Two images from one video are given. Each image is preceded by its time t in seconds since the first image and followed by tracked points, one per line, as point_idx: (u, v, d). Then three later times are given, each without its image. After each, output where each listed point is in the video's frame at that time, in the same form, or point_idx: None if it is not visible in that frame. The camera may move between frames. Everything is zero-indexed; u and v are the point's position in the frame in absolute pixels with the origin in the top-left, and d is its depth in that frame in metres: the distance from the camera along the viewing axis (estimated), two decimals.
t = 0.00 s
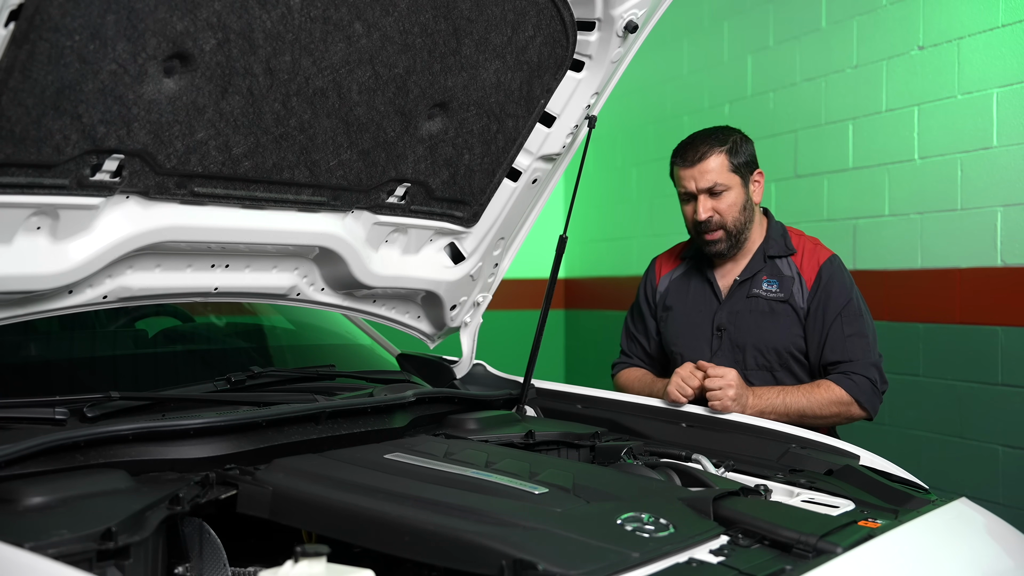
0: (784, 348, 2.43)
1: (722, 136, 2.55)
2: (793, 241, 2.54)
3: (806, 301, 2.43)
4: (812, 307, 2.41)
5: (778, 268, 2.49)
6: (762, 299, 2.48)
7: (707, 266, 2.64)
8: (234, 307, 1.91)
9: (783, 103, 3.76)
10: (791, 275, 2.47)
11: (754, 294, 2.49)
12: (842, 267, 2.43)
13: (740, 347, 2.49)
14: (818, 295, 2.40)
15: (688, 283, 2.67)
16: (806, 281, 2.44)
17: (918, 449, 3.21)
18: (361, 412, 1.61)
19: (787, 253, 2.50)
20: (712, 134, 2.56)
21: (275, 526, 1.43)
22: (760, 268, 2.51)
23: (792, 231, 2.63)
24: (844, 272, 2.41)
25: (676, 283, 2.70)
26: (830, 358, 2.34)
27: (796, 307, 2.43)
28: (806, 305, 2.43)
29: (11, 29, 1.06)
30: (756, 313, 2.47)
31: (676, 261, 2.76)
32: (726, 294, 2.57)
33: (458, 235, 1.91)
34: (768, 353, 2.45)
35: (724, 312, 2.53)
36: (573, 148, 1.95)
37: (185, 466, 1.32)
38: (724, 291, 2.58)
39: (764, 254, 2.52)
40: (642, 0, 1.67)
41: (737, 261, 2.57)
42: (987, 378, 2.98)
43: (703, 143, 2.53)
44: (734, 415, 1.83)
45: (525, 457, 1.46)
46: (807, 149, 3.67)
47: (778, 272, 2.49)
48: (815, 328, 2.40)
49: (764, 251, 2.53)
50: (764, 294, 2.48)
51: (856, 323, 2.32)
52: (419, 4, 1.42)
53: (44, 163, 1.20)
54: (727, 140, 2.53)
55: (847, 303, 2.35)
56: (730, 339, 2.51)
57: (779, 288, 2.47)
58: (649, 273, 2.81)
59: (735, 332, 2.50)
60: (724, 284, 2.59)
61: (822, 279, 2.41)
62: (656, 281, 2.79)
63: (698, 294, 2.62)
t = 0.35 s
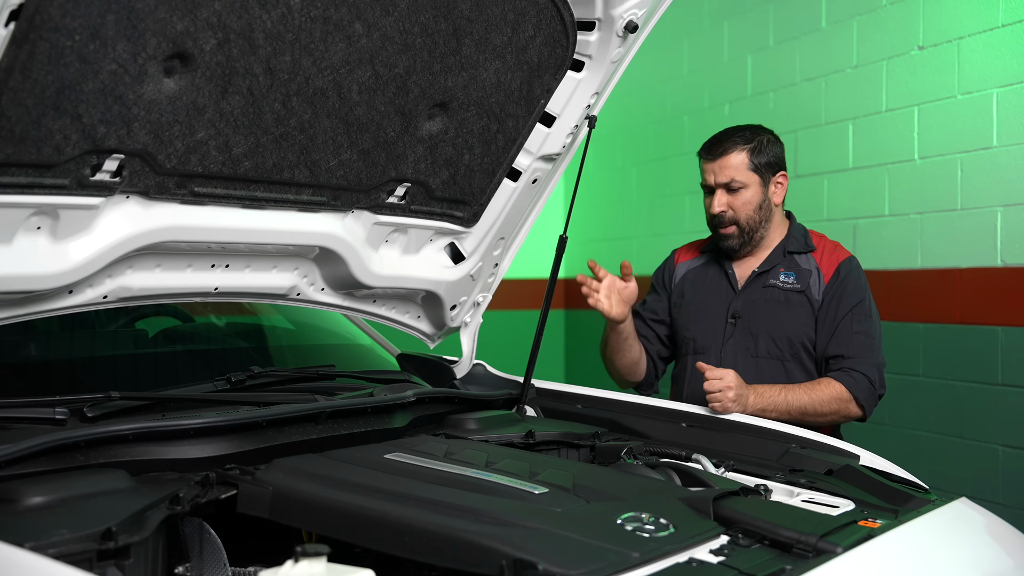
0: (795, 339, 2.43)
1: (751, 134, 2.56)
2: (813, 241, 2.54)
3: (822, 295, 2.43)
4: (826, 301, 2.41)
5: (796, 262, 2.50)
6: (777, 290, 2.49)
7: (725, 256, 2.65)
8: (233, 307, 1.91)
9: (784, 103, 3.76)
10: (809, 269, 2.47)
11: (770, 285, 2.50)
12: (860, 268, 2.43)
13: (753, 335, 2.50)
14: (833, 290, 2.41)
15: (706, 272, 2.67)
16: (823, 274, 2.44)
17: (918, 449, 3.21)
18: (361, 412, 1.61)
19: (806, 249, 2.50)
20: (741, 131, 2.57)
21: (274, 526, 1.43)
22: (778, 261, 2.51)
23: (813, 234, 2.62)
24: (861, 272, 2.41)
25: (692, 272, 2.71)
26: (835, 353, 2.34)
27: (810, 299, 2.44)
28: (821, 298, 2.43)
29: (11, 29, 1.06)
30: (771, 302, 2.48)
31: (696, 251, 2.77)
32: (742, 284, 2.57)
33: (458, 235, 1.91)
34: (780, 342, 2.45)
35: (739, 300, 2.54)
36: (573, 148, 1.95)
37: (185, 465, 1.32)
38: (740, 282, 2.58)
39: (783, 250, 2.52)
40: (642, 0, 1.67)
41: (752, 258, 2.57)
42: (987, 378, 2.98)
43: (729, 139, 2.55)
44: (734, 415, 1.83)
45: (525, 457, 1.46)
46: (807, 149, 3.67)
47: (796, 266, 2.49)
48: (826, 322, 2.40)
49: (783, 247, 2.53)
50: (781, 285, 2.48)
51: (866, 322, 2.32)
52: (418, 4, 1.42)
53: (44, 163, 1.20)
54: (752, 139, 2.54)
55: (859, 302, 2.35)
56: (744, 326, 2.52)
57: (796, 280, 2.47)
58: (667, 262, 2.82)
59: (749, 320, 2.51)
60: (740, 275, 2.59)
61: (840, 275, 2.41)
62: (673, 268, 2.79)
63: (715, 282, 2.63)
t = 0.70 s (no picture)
0: (796, 336, 2.43)
1: (754, 134, 2.55)
2: (816, 240, 2.54)
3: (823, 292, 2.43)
4: (827, 298, 2.41)
5: (798, 260, 2.49)
6: (779, 287, 2.48)
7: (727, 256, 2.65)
8: (234, 307, 1.91)
9: (784, 103, 3.76)
10: (811, 266, 2.47)
11: (772, 282, 2.50)
12: (861, 266, 2.43)
13: (755, 332, 2.50)
14: (834, 286, 2.40)
15: (709, 270, 2.68)
16: (825, 271, 2.44)
17: (918, 449, 3.21)
18: (361, 412, 1.61)
19: (809, 248, 2.50)
20: (744, 131, 2.57)
21: (274, 526, 1.43)
22: (781, 259, 2.51)
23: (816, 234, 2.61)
24: (863, 270, 2.41)
25: (695, 272, 2.71)
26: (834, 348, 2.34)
27: (812, 296, 2.43)
28: (822, 295, 2.42)
29: (11, 29, 1.06)
30: (773, 299, 2.48)
31: (700, 251, 2.77)
32: (745, 282, 2.57)
33: (458, 235, 1.91)
34: (782, 338, 2.45)
35: (742, 297, 2.54)
36: (574, 148, 1.95)
37: (185, 465, 1.32)
38: (743, 280, 2.58)
39: (786, 249, 2.52)
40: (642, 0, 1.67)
41: (755, 257, 2.58)
42: (987, 378, 2.98)
43: (733, 139, 2.55)
44: (734, 415, 1.83)
45: (525, 457, 1.46)
46: (807, 149, 3.67)
47: (798, 263, 2.49)
48: (827, 318, 2.40)
49: (786, 245, 2.52)
50: (783, 282, 2.48)
51: (866, 319, 2.32)
52: (419, 4, 1.42)
53: (44, 163, 1.20)
54: (756, 139, 2.54)
55: (860, 299, 2.35)
56: (746, 323, 2.52)
57: (798, 277, 2.46)
58: (670, 262, 2.82)
59: (752, 317, 2.51)
60: (744, 274, 2.59)
61: (842, 272, 2.40)
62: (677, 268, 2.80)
63: (718, 281, 2.63)
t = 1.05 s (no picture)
0: (790, 332, 2.43)
1: (743, 133, 2.58)
2: (805, 239, 2.55)
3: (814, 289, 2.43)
4: (818, 294, 2.41)
5: (788, 258, 2.50)
6: (771, 285, 2.49)
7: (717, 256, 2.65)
8: (234, 307, 1.91)
9: (784, 103, 3.76)
10: (801, 264, 2.47)
11: (763, 280, 2.50)
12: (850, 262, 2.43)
13: (749, 330, 2.50)
14: (824, 282, 2.41)
15: (700, 271, 2.68)
16: (815, 269, 2.44)
17: (919, 449, 3.21)
18: (361, 412, 1.61)
19: (798, 246, 2.50)
20: (734, 130, 2.59)
21: (274, 526, 1.43)
22: (770, 258, 2.52)
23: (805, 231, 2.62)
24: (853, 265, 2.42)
25: (686, 273, 2.71)
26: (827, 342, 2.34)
27: (803, 292, 2.44)
28: (813, 291, 2.43)
29: (11, 29, 1.06)
30: (765, 297, 2.48)
31: (690, 252, 2.77)
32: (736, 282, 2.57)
33: (458, 234, 1.91)
34: (776, 336, 2.45)
35: (733, 296, 2.55)
36: (573, 148, 1.95)
37: (185, 465, 1.32)
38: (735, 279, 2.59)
39: (776, 247, 2.53)
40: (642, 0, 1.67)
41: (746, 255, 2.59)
42: (987, 378, 2.98)
43: (723, 137, 2.57)
44: (734, 415, 1.83)
45: (525, 457, 1.46)
46: (807, 149, 3.67)
47: (788, 261, 2.50)
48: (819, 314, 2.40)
49: (775, 244, 2.53)
50: (774, 280, 2.48)
51: (856, 312, 2.33)
52: (419, 4, 1.42)
53: (44, 163, 1.20)
54: (747, 137, 2.56)
55: (850, 293, 2.36)
56: (739, 321, 2.52)
57: (788, 274, 2.47)
58: (661, 264, 2.82)
59: (745, 315, 2.51)
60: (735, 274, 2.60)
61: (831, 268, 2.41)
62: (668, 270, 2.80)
63: (708, 282, 2.64)
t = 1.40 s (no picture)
0: (769, 331, 2.44)
1: (708, 134, 2.60)
2: (774, 238, 2.57)
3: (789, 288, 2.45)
4: (794, 292, 2.43)
5: (761, 258, 2.51)
6: (746, 286, 2.49)
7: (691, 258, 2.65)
8: (234, 307, 1.91)
9: (783, 103, 3.76)
10: (775, 263, 2.49)
11: (739, 282, 2.50)
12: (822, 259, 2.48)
13: (728, 332, 2.49)
14: (800, 281, 2.43)
15: (673, 274, 2.67)
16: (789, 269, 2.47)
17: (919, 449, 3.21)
18: (361, 412, 1.61)
19: (769, 245, 2.52)
20: (698, 132, 2.61)
21: (275, 526, 1.43)
22: (744, 259, 2.52)
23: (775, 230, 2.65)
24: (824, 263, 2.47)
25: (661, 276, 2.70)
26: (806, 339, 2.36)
27: (779, 292, 2.45)
28: (789, 290, 2.45)
29: (11, 29, 1.06)
30: (742, 298, 2.48)
31: (662, 254, 2.77)
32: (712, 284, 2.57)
33: (458, 234, 1.91)
34: (755, 336, 2.45)
35: (710, 298, 2.54)
36: (573, 148, 1.95)
37: (185, 465, 1.32)
38: (709, 281, 2.59)
39: (748, 247, 2.54)
40: (642, 0, 1.67)
41: (720, 255, 2.60)
42: (987, 378, 2.98)
43: (690, 139, 2.58)
44: (733, 415, 1.83)
45: (525, 457, 1.46)
46: (807, 149, 3.67)
47: (761, 261, 2.51)
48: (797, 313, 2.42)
49: (747, 244, 2.55)
50: (749, 281, 2.49)
51: (832, 309, 2.36)
52: (418, 4, 1.42)
53: (44, 163, 1.20)
54: (712, 138, 2.58)
55: (825, 291, 2.39)
56: (718, 324, 2.51)
57: (763, 275, 2.48)
58: (633, 268, 2.81)
59: (723, 317, 2.50)
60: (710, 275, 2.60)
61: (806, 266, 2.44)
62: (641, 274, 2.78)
63: (683, 284, 2.63)
